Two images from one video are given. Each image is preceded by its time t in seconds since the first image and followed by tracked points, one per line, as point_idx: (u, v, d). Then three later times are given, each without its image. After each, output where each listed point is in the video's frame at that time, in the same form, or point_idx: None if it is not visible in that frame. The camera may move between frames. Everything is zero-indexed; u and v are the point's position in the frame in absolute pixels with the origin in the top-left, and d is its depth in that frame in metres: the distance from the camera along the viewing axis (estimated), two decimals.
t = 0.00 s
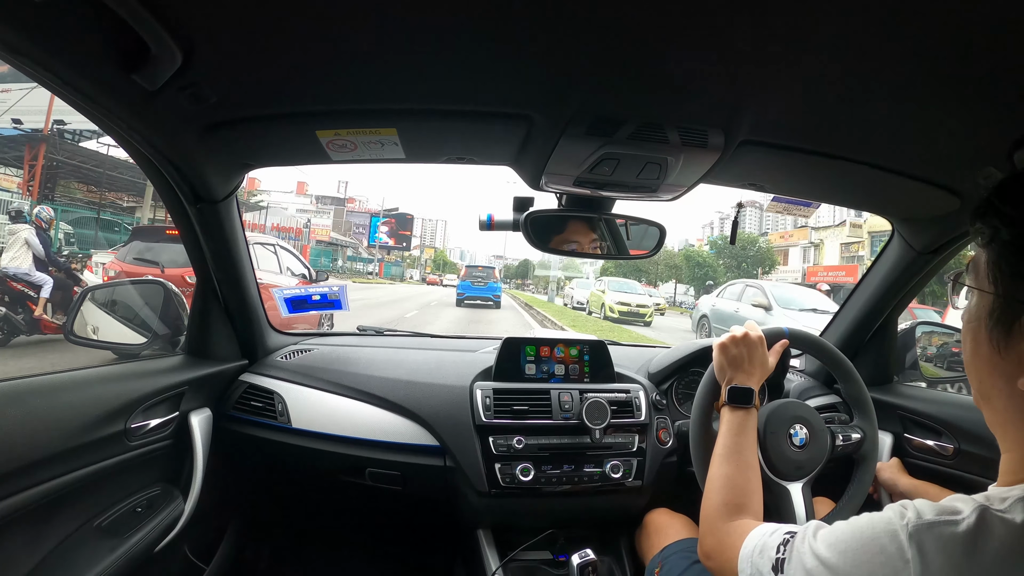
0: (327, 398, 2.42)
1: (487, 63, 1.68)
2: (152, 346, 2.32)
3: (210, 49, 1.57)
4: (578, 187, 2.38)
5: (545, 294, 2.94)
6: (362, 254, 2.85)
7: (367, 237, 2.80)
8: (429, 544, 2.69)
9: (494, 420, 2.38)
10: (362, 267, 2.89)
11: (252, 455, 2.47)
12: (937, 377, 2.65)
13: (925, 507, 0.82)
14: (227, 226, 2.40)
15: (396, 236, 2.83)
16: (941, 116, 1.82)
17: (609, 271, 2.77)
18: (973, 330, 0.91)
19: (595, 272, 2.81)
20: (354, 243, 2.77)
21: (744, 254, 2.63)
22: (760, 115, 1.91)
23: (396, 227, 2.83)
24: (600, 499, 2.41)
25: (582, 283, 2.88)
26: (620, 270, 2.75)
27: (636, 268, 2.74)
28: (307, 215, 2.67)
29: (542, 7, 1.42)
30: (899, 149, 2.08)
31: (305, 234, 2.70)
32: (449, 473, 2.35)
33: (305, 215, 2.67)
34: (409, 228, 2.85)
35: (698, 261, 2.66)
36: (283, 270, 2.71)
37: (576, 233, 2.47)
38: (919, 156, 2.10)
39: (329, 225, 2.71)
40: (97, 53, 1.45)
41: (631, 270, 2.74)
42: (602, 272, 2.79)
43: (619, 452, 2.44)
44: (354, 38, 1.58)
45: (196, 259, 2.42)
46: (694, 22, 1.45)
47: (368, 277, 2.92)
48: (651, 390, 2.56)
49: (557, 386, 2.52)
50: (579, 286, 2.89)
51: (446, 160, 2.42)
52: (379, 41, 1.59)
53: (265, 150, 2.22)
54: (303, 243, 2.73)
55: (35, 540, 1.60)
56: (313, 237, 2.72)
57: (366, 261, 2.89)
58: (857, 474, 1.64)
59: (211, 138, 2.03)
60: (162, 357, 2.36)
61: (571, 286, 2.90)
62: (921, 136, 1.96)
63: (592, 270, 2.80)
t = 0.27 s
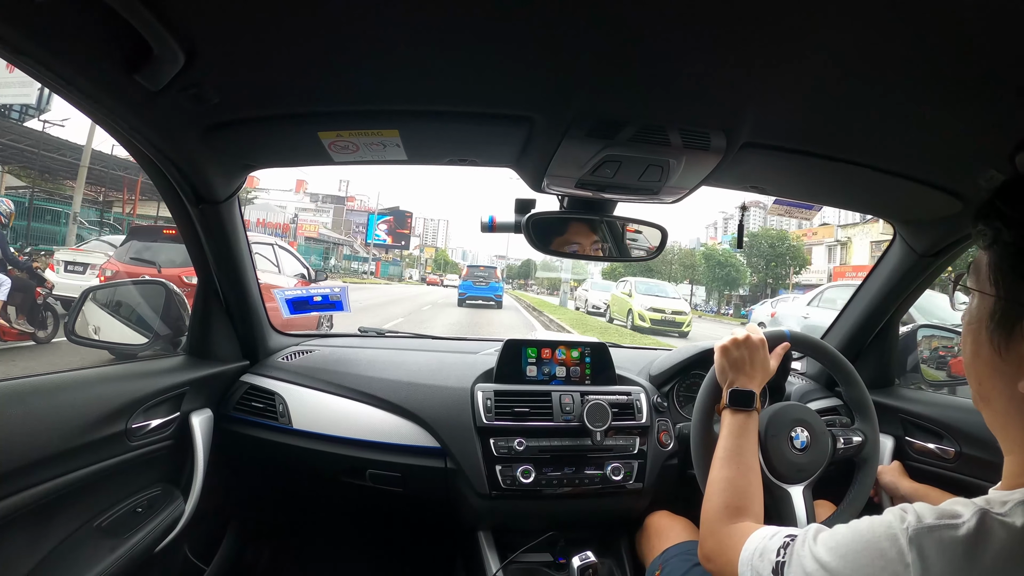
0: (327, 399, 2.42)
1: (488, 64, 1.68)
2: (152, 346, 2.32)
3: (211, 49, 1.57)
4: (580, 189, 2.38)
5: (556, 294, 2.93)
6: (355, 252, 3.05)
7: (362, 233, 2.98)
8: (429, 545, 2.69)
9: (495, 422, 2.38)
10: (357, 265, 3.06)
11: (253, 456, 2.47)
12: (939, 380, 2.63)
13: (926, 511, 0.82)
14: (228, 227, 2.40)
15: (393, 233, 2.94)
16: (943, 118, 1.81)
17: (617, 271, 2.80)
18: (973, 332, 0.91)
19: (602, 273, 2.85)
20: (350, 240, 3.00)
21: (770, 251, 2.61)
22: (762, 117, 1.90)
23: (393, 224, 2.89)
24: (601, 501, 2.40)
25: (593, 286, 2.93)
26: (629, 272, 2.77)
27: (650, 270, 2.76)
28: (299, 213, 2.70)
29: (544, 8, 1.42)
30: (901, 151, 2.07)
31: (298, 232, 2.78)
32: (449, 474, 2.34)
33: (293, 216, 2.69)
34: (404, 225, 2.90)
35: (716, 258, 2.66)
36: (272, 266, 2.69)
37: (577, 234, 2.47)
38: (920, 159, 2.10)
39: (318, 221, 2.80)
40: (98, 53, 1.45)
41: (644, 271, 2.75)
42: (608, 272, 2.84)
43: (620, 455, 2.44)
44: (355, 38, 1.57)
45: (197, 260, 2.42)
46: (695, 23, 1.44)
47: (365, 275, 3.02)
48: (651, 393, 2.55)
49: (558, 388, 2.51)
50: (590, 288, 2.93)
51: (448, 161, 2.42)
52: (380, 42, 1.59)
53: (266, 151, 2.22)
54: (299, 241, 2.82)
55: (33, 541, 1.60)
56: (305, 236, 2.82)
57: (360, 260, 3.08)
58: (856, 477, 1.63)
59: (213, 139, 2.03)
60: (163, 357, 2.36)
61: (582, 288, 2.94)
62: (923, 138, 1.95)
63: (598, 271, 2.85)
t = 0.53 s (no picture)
0: (328, 398, 2.43)
1: (490, 64, 1.68)
2: (154, 345, 2.32)
3: (214, 48, 1.57)
4: (581, 188, 2.38)
5: (561, 294, 2.86)
6: (351, 252, 2.93)
7: (360, 231, 2.82)
8: (430, 545, 2.69)
9: (496, 421, 2.38)
10: (354, 265, 2.96)
11: (254, 454, 2.47)
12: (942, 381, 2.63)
13: (928, 512, 0.81)
14: (230, 226, 2.40)
15: (390, 232, 2.80)
16: (946, 118, 1.81)
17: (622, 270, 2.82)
18: (974, 334, 0.91)
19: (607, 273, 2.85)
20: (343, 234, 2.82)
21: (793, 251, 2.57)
22: (765, 117, 1.90)
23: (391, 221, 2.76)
24: (602, 500, 2.40)
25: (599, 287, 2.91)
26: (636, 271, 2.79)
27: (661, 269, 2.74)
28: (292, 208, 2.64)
29: (546, 8, 1.42)
30: (904, 151, 2.07)
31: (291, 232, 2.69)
32: (450, 473, 2.34)
33: (279, 210, 2.63)
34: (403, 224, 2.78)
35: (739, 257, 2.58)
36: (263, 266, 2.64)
37: (578, 234, 2.48)
38: (923, 159, 2.09)
39: (307, 217, 2.65)
40: (100, 52, 1.45)
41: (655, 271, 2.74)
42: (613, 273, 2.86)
43: (621, 454, 2.44)
44: (356, 37, 1.57)
45: (198, 259, 2.42)
46: (697, 22, 1.44)
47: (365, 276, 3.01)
48: (653, 393, 2.55)
49: (560, 387, 2.51)
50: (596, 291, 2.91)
51: (450, 161, 2.42)
52: (381, 41, 1.59)
53: (268, 150, 2.22)
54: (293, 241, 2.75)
55: (34, 539, 1.60)
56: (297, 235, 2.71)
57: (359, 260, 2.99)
58: (857, 478, 1.63)
59: (215, 137, 2.03)
60: (164, 355, 2.36)
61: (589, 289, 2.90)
62: (926, 138, 1.95)
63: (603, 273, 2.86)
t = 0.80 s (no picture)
0: (330, 398, 2.43)
1: (491, 64, 1.68)
2: (156, 344, 2.33)
3: (216, 48, 1.58)
4: (583, 188, 2.37)
5: (565, 294, 2.88)
6: (346, 250, 2.91)
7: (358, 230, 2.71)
8: (431, 545, 2.68)
9: (497, 422, 2.38)
10: (350, 264, 2.95)
11: (255, 454, 2.47)
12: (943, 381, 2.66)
13: (931, 514, 0.81)
14: (231, 226, 2.40)
15: (388, 230, 2.68)
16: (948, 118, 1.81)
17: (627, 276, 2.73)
18: (978, 333, 0.90)
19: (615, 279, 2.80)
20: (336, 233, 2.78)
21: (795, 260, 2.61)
22: (766, 117, 1.90)
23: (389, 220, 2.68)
24: (604, 500, 2.40)
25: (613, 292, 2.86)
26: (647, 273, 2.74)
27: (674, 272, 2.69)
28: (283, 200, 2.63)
29: (547, 8, 1.42)
30: (905, 151, 2.07)
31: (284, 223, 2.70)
32: (451, 474, 2.34)
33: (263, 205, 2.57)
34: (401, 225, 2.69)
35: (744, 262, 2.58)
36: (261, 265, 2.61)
37: (576, 232, 2.46)
38: (925, 159, 2.09)
39: (292, 212, 2.66)
40: (102, 52, 1.45)
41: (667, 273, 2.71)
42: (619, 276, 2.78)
43: (622, 454, 2.43)
44: (358, 37, 1.57)
45: (200, 259, 2.42)
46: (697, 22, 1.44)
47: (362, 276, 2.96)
48: (654, 393, 2.55)
49: (561, 388, 2.51)
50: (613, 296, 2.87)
51: (451, 161, 2.42)
52: (381, 42, 1.59)
53: (269, 150, 2.22)
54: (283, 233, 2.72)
55: (36, 539, 1.60)
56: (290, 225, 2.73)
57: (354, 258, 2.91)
58: (859, 479, 1.63)
59: (216, 137, 2.04)
60: (166, 355, 2.37)
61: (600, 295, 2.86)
62: (927, 138, 1.95)
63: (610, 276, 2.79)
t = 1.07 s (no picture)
0: (330, 398, 2.43)
1: (491, 65, 1.68)
2: (157, 344, 2.34)
3: (217, 48, 1.58)
4: (584, 189, 2.37)
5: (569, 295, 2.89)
6: (340, 248, 2.83)
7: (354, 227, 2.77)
8: (431, 545, 2.68)
9: (497, 422, 2.38)
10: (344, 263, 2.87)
11: (255, 454, 2.47)
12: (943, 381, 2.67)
13: (934, 515, 0.81)
14: (232, 225, 2.41)
15: (385, 228, 2.78)
16: (949, 119, 1.81)
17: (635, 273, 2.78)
18: (979, 335, 0.90)
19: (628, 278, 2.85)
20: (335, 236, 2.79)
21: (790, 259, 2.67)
22: (767, 117, 1.90)
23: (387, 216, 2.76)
24: (604, 501, 2.40)
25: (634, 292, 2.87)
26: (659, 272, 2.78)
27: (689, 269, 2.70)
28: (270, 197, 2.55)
29: (548, 9, 1.42)
30: (906, 152, 2.07)
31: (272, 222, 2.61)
32: (452, 474, 2.34)
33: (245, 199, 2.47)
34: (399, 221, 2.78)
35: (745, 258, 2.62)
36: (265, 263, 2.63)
37: (578, 233, 2.47)
38: (926, 160, 2.09)
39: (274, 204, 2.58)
40: (103, 52, 1.45)
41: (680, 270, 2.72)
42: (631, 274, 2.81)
43: (623, 455, 2.43)
44: (358, 38, 1.57)
45: (201, 258, 2.42)
46: (699, 23, 1.44)
47: (356, 276, 2.91)
48: (654, 394, 2.55)
49: (562, 388, 2.51)
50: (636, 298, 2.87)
51: (452, 161, 2.42)
52: (382, 42, 1.59)
53: (271, 150, 2.22)
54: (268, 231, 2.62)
55: (36, 539, 1.60)
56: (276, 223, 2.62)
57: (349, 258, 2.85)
58: (860, 481, 1.63)
59: (217, 137, 2.04)
60: (167, 355, 2.37)
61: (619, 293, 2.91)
62: (928, 140, 1.95)
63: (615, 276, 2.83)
